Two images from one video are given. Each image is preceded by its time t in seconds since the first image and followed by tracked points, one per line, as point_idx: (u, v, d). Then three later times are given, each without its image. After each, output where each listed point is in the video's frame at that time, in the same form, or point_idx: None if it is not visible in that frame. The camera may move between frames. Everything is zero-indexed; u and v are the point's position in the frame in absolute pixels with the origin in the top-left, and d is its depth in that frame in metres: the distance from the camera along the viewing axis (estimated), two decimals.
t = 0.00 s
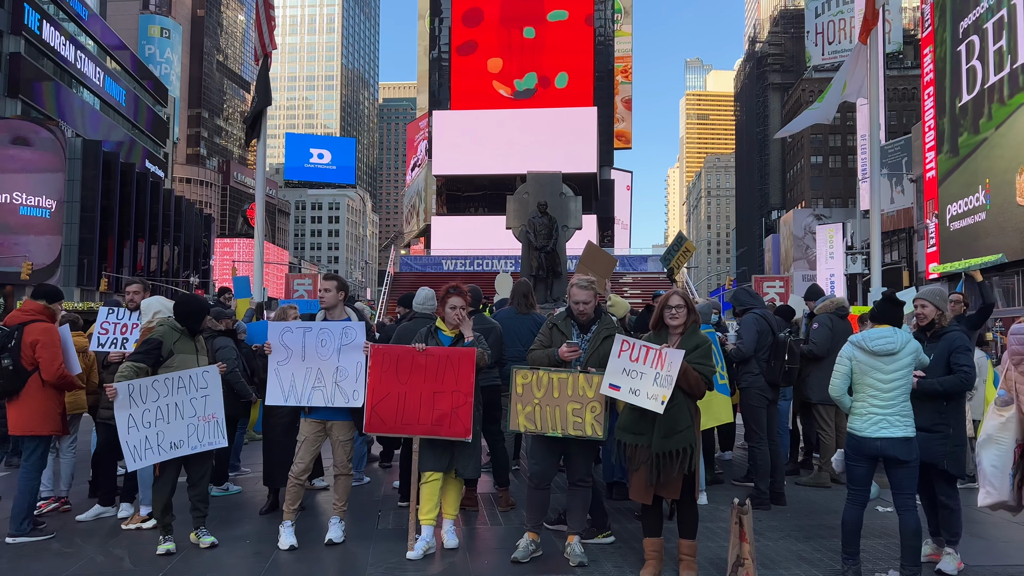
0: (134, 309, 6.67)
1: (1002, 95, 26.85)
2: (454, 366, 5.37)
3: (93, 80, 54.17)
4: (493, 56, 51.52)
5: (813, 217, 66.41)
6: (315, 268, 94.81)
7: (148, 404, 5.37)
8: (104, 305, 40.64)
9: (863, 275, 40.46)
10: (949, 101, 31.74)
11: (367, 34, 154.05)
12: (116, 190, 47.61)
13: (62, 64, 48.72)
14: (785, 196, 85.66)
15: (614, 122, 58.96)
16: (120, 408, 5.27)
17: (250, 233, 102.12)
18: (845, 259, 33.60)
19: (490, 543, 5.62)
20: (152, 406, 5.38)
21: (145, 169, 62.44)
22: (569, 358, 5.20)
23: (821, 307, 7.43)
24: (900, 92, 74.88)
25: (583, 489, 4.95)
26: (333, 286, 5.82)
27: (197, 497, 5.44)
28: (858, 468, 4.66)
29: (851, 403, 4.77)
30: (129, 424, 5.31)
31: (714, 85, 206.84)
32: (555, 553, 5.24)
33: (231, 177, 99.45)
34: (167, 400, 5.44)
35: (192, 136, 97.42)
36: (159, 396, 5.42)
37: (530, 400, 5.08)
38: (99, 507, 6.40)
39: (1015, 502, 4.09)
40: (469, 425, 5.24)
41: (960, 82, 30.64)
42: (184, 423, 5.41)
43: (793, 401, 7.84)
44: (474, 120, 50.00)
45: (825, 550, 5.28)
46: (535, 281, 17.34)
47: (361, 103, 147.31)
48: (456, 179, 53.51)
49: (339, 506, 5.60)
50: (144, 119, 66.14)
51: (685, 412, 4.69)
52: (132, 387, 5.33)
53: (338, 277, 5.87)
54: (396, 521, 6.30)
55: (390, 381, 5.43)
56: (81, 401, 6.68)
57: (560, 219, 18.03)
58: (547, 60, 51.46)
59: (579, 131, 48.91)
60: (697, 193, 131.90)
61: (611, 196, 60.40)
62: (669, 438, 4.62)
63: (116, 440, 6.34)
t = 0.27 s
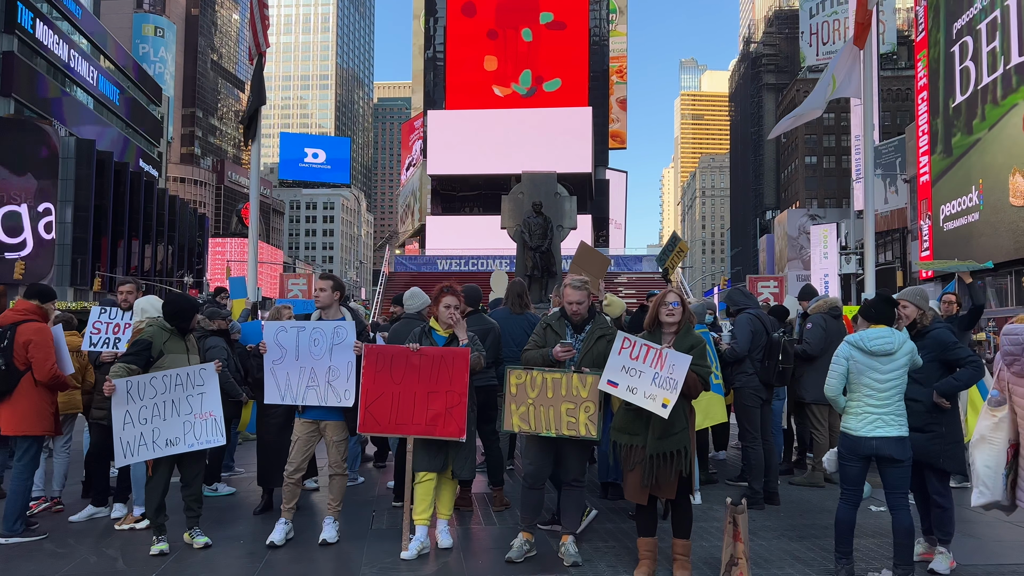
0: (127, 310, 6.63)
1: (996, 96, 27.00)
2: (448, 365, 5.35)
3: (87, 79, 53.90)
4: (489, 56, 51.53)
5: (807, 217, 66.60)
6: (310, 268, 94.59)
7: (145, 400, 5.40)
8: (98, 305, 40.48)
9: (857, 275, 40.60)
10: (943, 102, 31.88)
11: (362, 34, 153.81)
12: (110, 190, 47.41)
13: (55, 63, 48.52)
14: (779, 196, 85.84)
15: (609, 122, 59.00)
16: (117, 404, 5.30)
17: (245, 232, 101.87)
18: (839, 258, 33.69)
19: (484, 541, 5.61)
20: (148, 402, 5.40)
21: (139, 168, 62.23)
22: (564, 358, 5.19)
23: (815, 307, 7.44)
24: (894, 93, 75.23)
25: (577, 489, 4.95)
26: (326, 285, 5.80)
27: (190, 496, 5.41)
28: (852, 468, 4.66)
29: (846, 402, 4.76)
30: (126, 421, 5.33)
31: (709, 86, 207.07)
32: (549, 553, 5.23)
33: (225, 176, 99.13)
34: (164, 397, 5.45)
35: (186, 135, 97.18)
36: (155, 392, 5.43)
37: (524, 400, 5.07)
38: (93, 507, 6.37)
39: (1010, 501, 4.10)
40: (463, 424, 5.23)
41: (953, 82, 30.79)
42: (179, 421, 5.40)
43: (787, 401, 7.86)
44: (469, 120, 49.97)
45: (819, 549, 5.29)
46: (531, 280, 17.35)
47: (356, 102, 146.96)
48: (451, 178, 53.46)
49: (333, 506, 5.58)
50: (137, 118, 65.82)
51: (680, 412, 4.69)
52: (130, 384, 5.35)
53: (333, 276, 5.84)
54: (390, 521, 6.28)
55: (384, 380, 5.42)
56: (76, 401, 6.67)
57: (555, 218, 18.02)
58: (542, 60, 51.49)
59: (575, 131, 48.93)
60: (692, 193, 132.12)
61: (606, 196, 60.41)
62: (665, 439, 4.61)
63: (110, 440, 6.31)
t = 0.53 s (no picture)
0: (119, 309, 6.58)
1: (989, 97, 27.14)
2: (443, 365, 5.35)
3: (81, 78, 53.67)
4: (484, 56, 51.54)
5: (802, 217, 66.80)
6: (305, 268, 94.39)
7: (140, 399, 5.33)
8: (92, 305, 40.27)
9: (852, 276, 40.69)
10: (937, 102, 32.03)
11: (357, 34, 153.64)
12: (104, 189, 47.19)
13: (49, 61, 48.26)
14: (774, 196, 86.02)
15: (604, 122, 59.07)
16: (112, 401, 5.19)
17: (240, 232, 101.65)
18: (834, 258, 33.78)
19: (478, 542, 5.60)
20: (143, 400, 5.36)
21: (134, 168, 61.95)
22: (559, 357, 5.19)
23: (808, 307, 7.47)
24: (889, 93, 75.59)
25: (573, 488, 4.94)
26: (317, 285, 5.77)
27: (185, 496, 5.40)
28: (846, 468, 4.66)
29: (841, 402, 4.77)
30: (120, 419, 5.24)
31: (704, 86, 207.47)
32: (544, 553, 5.22)
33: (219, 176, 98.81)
34: (158, 395, 5.42)
35: (181, 135, 96.85)
36: (151, 390, 5.39)
37: (519, 400, 5.04)
38: (86, 507, 6.34)
39: (1003, 501, 4.11)
40: (457, 424, 5.22)
41: (947, 83, 30.95)
42: (175, 420, 5.39)
43: (781, 400, 7.88)
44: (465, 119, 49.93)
45: (813, 548, 5.30)
46: (526, 280, 17.30)
47: (351, 102, 146.74)
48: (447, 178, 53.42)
49: (327, 506, 5.57)
50: (132, 118, 65.55)
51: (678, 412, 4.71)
52: (125, 380, 5.25)
53: (322, 276, 5.80)
54: (385, 521, 6.26)
55: (379, 380, 5.40)
56: (73, 400, 6.63)
57: (550, 217, 17.95)
58: (538, 60, 51.52)
59: (570, 131, 48.96)
60: (687, 193, 132.36)
61: (602, 196, 60.45)
62: (662, 440, 4.63)
63: (104, 441, 6.30)
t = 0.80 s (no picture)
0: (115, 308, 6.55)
1: (984, 98, 27.23)
2: (437, 364, 5.34)
3: (75, 77, 53.38)
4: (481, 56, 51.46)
5: (797, 217, 66.91)
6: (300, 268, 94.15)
7: (137, 396, 5.29)
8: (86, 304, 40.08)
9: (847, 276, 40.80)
10: (931, 102, 32.12)
11: (352, 33, 153.40)
12: (99, 188, 46.92)
13: (43, 60, 48.03)
14: (770, 196, 86.11)
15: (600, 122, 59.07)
16: (109, 398, 5.13)
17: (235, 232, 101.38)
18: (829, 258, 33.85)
19: (473, 542, 5.60)
20: (140, 397, 5.31)
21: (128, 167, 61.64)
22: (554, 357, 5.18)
23: (804, 306, 7.49)
24: (883, 94, 75.85)
25: (568, 488, 4.95)
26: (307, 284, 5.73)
27: (179, 497, 5.38)
28: (840, 467, 4.68)
29: (835, 401, 4.78)
30: (117, 417, 5.18)
31: (699, 86, 207.70)
32: (539, 552, 5.23)
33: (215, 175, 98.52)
34: (155, 392, 5.38)
35: (176, 134, 96.49)
36: (148, 387, 5.34)
37: (514, 399, 5.02)
38: (81, 508, 6.32)
39: (998, 501, 4.04)
40: (450, 423, 5.23)
41: (942, 84, 31.04)
42: (171, 417, 5.36)
43: (775, 399, 7.91)
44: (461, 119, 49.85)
45: (807, 547, 5.31)
46: (521, 279, 17.27)
47: (347, 101, 146.50)
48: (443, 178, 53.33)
49: (322, 506, 5.57)
50: (127, 117, 65.24)
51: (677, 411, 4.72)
52: (121, 377, 5.21)
53: (310, 275, 5.75)
54: (379, 521, 6.26)
55: (373, 380, 5.39)
56: (70, 400, 6.63)
57: (546, 217, 17.90)
58: (534, 60, 51.49)
59: (566, 130, 48.93)
60: (683, 193, 132.53)
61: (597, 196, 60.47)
62: (662, 442, 4.63)
63: (100, 441, 6.26)
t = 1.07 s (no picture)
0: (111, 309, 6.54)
1: (979, 98, 27.34)
2: (432, 365, 5.34)
3: (70, 76, 53.25)
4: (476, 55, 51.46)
5: (792, 217, 67.11)
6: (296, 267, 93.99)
7: (134, 390, 5.30)
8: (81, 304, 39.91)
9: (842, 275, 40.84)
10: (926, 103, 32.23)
11: (348, 33, 153.27)
12: (93, 188, 46.82)
13: (38, 60, 47.89)
14: (765, 196, 86.30)
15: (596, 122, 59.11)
16: (107, 392, 5.21)
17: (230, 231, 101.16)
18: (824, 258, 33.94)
19: (469, 543, 5.58)
20: (137, 392, 5.32)
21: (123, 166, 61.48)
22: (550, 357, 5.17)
23: (800, 307, 7.51)
24: (879, 94, 76.11)
25: (564, 488, 4.95)
26: (299, 283, 5.71)
27: (175, 497, 5.36)
28: (837, 467, 4.69)
29: (830, 401, 4.80)
30: (114, 411, 5.23)
31: (696, 86, 207.80)
32: (536, 552, 5.22)
33: (210, 175, 98.58)
34: (152, 388, 5.38)
35: (171, 133, 96.31)
36: (145, 382, 5.35)
37: (510, 399, 5.03)
38: (76, 508, 6.30)
39: (993, 500, 3.93)
40: (447, 423, 5.23)
41: (937, 84, 31.16)
42: (167, 411, 5.35)
43: (772, 399, 7.93)
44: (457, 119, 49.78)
45: (803, 547, 5.32)
46: (517, 279, 17.25)
47: (343, 101, 146.32)
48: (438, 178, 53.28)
49: (317, 507, 5.56)
50: (122, 116, 65.04)
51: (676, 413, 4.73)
52: (119, 371, 5.28)
53: (301, 275, 5.75)
54: (376, 522, 6.24)
55: (368, 380, 5.38)
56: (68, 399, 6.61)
57: (542, 218, 17.89)
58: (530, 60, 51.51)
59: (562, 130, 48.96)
60: (679, 193, 132.70)
61: (593, 195, 60.49)
62: (662, 445, 4.63)
63: (95, 441, 6.22)
